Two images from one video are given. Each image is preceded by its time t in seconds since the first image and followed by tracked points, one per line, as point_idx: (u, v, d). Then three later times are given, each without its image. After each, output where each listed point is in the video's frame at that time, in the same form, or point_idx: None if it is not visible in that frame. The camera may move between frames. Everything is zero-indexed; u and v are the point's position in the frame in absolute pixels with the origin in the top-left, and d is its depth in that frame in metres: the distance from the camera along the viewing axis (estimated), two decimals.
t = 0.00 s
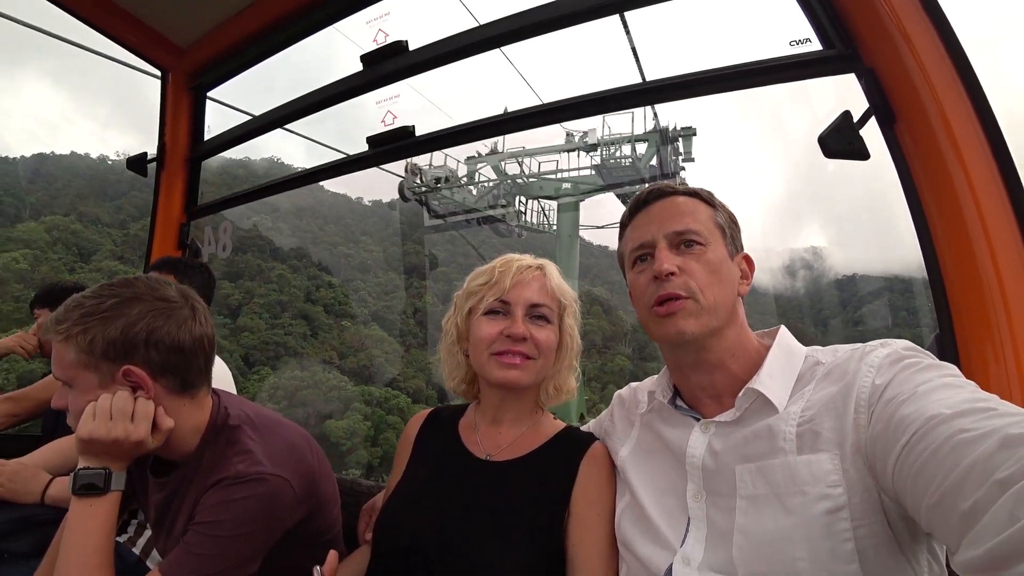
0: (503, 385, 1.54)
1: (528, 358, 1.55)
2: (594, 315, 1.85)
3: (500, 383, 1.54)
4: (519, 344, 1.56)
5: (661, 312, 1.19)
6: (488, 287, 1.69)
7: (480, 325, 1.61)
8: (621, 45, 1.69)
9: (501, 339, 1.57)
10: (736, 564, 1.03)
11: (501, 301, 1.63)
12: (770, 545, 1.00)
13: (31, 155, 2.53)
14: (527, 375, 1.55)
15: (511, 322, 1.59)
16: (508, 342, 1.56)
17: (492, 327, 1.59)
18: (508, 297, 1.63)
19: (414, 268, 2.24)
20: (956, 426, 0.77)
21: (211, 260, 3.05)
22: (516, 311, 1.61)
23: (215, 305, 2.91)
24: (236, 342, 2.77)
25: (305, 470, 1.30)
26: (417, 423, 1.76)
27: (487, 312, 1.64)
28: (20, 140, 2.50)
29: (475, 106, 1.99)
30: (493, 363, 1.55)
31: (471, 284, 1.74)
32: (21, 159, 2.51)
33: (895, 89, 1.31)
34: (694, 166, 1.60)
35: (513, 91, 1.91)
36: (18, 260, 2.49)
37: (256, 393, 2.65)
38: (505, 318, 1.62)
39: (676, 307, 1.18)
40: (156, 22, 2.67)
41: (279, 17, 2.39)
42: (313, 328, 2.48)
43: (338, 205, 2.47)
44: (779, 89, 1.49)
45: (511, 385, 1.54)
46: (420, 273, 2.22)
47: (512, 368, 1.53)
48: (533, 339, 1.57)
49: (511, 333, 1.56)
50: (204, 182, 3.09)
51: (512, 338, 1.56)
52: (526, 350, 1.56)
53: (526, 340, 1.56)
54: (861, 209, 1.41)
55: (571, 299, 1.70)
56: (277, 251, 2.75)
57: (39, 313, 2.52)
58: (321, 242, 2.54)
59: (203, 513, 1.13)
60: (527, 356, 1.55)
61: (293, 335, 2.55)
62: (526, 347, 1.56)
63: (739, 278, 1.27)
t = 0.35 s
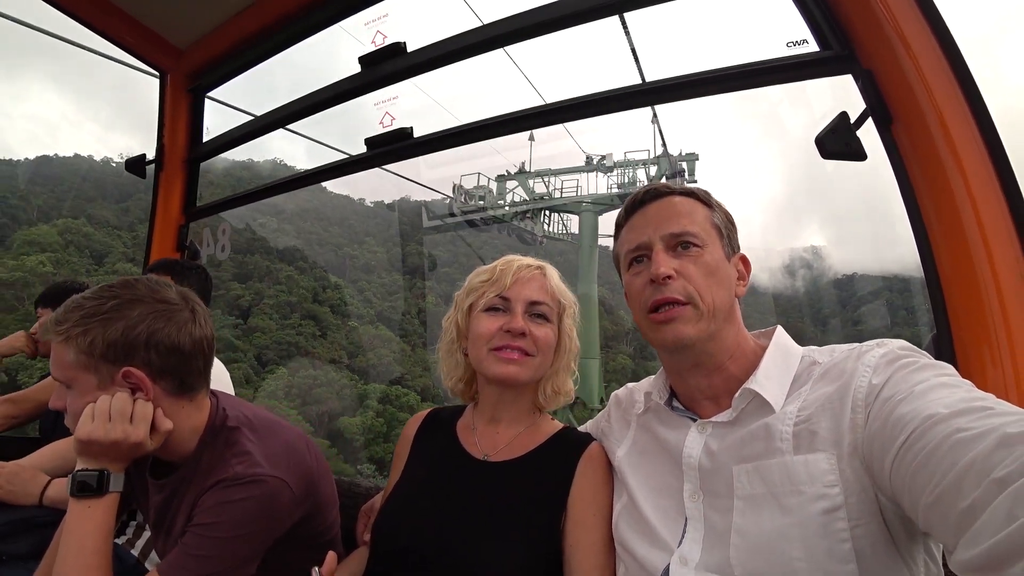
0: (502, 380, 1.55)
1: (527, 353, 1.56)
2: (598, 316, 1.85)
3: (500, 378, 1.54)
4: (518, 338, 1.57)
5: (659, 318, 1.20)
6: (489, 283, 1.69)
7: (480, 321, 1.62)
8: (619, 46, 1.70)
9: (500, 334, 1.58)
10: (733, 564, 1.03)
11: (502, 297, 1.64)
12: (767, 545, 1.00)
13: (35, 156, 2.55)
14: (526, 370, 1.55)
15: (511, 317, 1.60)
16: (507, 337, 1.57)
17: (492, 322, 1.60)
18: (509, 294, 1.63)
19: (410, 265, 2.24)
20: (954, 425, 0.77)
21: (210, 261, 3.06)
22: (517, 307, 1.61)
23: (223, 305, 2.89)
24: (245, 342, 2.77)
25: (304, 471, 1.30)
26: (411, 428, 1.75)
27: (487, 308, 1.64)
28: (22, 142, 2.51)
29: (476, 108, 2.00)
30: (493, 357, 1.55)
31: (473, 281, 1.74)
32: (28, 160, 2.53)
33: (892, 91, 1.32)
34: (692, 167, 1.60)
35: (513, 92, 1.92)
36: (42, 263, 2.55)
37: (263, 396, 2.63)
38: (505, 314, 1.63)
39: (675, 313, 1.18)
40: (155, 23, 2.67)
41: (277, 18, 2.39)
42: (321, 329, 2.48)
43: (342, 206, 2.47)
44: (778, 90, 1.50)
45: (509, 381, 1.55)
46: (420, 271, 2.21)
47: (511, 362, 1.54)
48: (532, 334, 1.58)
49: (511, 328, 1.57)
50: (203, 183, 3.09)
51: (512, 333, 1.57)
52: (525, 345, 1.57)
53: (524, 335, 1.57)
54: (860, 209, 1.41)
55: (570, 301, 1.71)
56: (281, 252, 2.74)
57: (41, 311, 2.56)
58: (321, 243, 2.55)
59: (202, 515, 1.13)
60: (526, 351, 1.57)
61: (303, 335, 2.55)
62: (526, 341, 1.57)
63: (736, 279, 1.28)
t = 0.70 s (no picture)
0: (507, 387, 1.54)
1: (533, 362, 1.55)
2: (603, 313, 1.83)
3: (506, 385, 1.54)
4: (525, 347, 1.56)
5: (678, 314, 1.19)
6: (499, 289, 1.68)
7: (488, 326, 1.61)
8: (628, 47, 1.68)
9: (508, 341, 1.57)
10: (740, 571, 1.03)
11: (511, 303, 1.63)
12: (776, 553, 0.99)
13: (41, 152, 2.51)
14: (532, 377, 1.54)
15: (520, 324, 1.59)
16: (515, 345, 1.56)
17: (499, 328, 1.59)
18: (518, 300, 1.62)
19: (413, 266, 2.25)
20: (965, 434, 0.76)
21: (214, 258, 3.06)
22: (525, 314, 1.60)
23: (234, 302, 2.87)
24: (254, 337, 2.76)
25: (308, 473, 1.30)
26: (417, 430, 1.74)
27: (496, 313, 1.64)
28: (26, 139, 2.47)
29: (482, 108, 1.99)
30: (499, 364, 1.55)
31: (483, 284, 1.73)
32: (34, 156, 2.49)
33: (904, 94, 1.30)
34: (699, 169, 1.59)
35: (521, 93, 1.91)
36: (70, 260, 2.60)
37: (273, 396, 2.62)
38: (514, 320, 1.61)
39: (693, 311, 1.18)
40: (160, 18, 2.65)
41: (283, 15, 2.38)
42: (330, 328, 2.47)
43: (345, 205, 2.46)
44: (787, 94, 1.48)
45: (515, 388, 1.54)
46: (423, 271, 2.21)
47: (517, 370, 1.53)
48: (540, 343, 1.56)
49: (519, 336, 1.56)
50: (207, 180, 3.09)
51: (520, 341, 1.56)
52: (531, 354, 1.55)
53: (532, 344, 1.56)
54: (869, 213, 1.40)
55: (580, 308, 1.71)
56: (290, 250, 2.71)
57: (42, 309, 2.59)
58: (326, 241, 2.55)
59: (206, 517, 1.12)
60: (533, 360, 1.55)
61: (313, 332, 2.54)
62: (533, 350, 1.55)
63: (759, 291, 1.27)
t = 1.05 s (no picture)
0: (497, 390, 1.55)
1: (521, 365, 1.55)
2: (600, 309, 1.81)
3: (495, 388, 1.54)
4: (515, 350, 1.55)
5: (679, 313, 1.19)
6: (490, 288, 1.68)
7: (479, 327, 1.61)
8: (624, 42, 1.67)
9: (499, 344, 1.56)
10: (731, 564, 1.03)
11: (502, 304, 1.63)
12: (767, 547, 1.00)
13: (35, 148, 2.54)
14: (521, 380, 1.55)
15: (511, 327, 1.58)
16: (505, 348, 1.56)
17: (491, 330, 1.59)
18: (509, 301, 1.62)
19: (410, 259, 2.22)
20: (958, 430, 0.77)
21: (208, 253, 3.05)
22: (517, 316, 1.60)
23: (240, 297, 2.83)
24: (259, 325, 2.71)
25: (301, 470, 1.30)
26: (410, 423, 1.74)
27: (487, 314, 1.64)
28: (20, 135, 2.50)
29: (476, 103, 1.98)
30: (489, 367, 1.55)
31: (475, 284, 1.73)
32: (30, 152, 2.53)
33: (899, 92, 1.30)
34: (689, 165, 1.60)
35: (514, 88, 1.90)
36: (86, 258, 2.69)
37: (284, 385, 2.58)
38: (505, 321, 1.62)
39: (694, 313, 1.18)
40: (150, 11, 2.62)
41: (274, 8, 2.35)
42: (333, 324, 2.45)
43: (345, 197, 2.43)
44: (781, 88, 1.47)
45: (505, 391, 1.55)
46: (418, 267, 2.20)
47: (507, 373, 1.53)
48: (530, 346, 1.56)
49: (509, 339, 1.55)
50: (199, 175, 3.06)
51: (510, 344, 1.55)
52: (519, 357, 1.55)
53: (522, 347, 1.55)
54: (862, 206, 1.40)
55: (574, 308, 1.71)
56: (291, 244, 2.67)
57: (34, 307, 2.56)
58: (320, 236, 2.54)
59: (199, 514, 1.12)
60: (520, 363, 1.55)
61: (317, 326, 2.51)
62: (521, 353, 1.55)
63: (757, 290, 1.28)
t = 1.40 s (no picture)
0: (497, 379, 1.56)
1: (521, 354, 1.57)
2: (599, 306, 1.78)
3: (495, 377, 1.56)
4: (515, 340, 1.57)
5: (676, 305, 1.20)
6: (490, 280, 1.69)
7: (480, 317, 1.62)
8: (626, 38, 1.68)
9: (499, 334, 1.58)
10: (730, 553, 1.05)
11: (502, 294, 1.64)
12: (765, 536, 1.01)
13: (42, 146, 2.56)
14: (521, 369, 1.56)
15: (510, 317, 1.60)
16: (504, 337, 1.57)
17: (490, 320, 1.60)
18: (509, 292, 1.64)
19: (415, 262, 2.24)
20: (952, 421, 0.78)
21: (211, 248, 3.06)
22: (516, 307, 1.62)
23: (253, 296, 2.79)
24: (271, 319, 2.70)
25: (304, 459, 1.31)
26: (411, 415, 1.76)
27: (486, 304, 1.65)
28: (22, 132, 2.51)
29: (480, 99, 1.99)
30: (490, 356, 1.56)
31: (476, 275, 1.75)
32: (37, 151, 2.55)
33: (899, 89, 1.32)
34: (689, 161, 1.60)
35: (518, 83, 1.91)
36: (110, 256, 2.81)
37: (297, 380, 2.55)
38: (504, 312, 1.63)
39: (691, 304, 1.19)
40: (155, 6, 2.64)
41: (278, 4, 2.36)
42: (348, 324, 2.41)
43: (347, 192, 2.44)
44: (782, 84, 1.48)
45: (504, 379, 1.57)
46: (419, 267, 2.21)
47: (507, 362, 1.55)
48: (529, 336, 1.58)
49: (509, 329, 1.57)
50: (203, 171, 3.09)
51: (509, 334, 1.57)
52: (519, 346, 1.57)
53: (522, 337, 1.57)
54: (862, 204, 1.41)
55: (575, 299, 1.72)
56: (303, 242, 2.64)
57: (36, 300, 2.58)
58: (323, 231, 2.55)
59: (203, 502, 1.14)
60: (521, 352, 1.57)
61: (329, 324, 2.48)
62: (521, 343, 1.57)
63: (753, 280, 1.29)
